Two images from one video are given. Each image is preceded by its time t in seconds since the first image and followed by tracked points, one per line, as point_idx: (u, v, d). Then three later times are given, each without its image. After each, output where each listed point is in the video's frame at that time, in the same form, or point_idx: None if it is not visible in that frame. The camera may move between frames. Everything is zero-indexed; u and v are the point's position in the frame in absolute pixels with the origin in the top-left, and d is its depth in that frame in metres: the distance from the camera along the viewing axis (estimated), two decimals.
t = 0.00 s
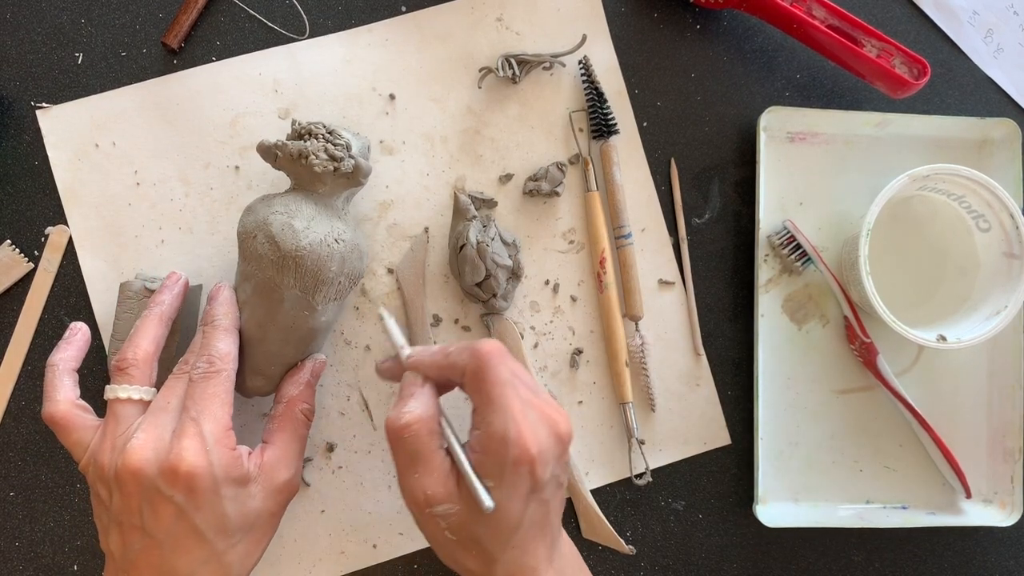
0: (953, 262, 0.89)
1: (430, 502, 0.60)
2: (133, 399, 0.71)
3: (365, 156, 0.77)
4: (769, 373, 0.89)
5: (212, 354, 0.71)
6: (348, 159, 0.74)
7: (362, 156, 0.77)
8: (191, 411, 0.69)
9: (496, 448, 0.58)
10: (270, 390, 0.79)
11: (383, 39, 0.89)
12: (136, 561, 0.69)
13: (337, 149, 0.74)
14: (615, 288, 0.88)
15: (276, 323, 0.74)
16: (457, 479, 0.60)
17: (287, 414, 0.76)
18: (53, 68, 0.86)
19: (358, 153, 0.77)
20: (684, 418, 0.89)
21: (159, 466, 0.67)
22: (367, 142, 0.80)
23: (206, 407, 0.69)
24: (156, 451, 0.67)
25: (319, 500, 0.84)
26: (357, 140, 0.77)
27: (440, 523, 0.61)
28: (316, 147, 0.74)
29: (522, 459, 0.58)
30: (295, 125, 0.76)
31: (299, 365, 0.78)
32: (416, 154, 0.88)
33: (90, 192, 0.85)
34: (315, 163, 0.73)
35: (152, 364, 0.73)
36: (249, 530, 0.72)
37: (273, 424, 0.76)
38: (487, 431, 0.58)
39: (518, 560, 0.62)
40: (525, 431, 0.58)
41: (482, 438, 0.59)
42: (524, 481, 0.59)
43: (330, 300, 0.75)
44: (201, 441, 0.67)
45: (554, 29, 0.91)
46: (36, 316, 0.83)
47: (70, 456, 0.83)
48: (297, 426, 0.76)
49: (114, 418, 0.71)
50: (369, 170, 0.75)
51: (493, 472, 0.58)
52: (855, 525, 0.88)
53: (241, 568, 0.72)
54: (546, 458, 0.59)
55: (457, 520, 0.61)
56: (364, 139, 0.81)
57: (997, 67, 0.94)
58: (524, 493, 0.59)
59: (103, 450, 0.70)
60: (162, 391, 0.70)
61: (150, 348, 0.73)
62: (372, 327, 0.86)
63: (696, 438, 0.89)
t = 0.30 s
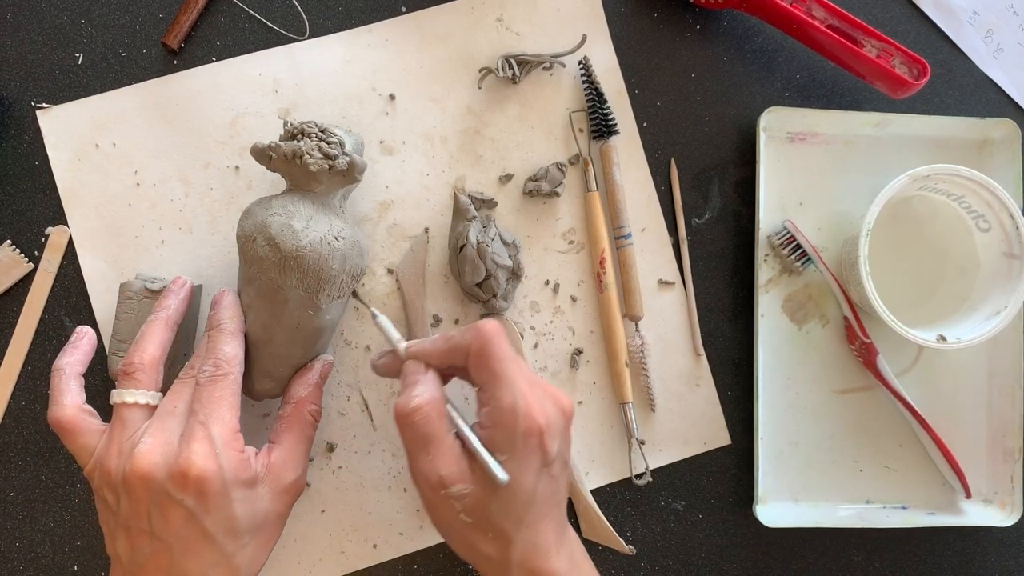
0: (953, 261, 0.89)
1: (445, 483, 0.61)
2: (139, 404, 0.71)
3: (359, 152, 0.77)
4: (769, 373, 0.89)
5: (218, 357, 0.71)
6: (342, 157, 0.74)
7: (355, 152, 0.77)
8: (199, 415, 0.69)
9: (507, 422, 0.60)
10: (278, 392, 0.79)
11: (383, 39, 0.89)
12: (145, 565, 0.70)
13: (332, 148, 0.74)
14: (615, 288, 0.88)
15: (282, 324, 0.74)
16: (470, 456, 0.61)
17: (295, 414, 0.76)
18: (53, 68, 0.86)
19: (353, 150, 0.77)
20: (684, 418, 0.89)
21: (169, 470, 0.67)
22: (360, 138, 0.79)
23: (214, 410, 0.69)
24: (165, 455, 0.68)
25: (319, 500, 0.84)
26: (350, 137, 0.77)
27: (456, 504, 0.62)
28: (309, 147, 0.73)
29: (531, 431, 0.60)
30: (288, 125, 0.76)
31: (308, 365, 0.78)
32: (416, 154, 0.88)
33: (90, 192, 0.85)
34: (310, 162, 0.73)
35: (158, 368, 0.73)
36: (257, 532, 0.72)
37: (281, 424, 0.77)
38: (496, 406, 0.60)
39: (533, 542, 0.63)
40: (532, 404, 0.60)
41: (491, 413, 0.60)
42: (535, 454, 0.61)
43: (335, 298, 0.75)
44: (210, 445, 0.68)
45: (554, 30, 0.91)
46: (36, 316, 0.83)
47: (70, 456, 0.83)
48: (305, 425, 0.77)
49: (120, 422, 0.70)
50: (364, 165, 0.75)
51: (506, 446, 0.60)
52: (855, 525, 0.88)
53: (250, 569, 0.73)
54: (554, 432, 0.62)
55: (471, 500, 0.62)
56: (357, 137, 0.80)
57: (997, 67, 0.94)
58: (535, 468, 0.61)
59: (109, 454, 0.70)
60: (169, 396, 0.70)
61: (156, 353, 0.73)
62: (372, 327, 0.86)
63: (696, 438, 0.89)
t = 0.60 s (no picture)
0: (953, 262, 0.89)
1: (454, 506, 0.62)
2: (140, 405, 0.71)
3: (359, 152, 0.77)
4: (769, 373, 0.89)
5: (219, 358, 0.71)
6: (342, 157, 0.74)
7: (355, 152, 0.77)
8: (202, 415, 0.69)
9: (520, 448, 0.61)
10: (279, 392, 0.79)
11: (383, 39, 0.89)
12: (148, 566, 0.70)
13: (331, 147, 0.74)
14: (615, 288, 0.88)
15: (282, 325, 0.74)
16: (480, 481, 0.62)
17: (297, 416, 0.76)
18: (53, 68, 0.86)
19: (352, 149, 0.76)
20: (684, 418, 0.89)
21: (173, 471, 0.67)
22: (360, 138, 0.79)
23: (217, 411, 0.69)
24: (169, 457, 0.68)
25: (319, 500, 0.84)
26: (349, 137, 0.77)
27: (463, 527, 0.63)
28: (309, 147, 0.73)
29: (543, 457, 0.61)
30: (288, 125, 0.76)
31: (309, 367, 0.78)
32: (416, 154, 0.88)
33: (90, 192, 0.85)
34: (310, 162, 0.73)
35: (159, 368, 0.73)
36: (261, 532, 0.72)
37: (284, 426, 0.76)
38: (510, 432, 0.61)
39: (538, 559, 0.64)
40: (545, 429, 0.62)
41: (504, 439, 0.62)
42: (546, 479, 0.62)
43: (335, 298, 0.75)
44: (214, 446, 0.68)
45: (554, 30, 0.91)
46: (35, 316, 0.83)
47: (69, 456, 0.83)
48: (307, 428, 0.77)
49: (122, 423, 0.70)
50: (364, 165, 0.75)
51: (518, 471, 0.61)
52: (855, 525, 0.88)
53: (252, 570, 0.73)
54: (565, 456, 0.63)
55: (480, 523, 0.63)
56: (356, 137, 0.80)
57: (996, 67, 0.94)
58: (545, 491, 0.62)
59: (111, 455, 0.70)
60: (170, 397, 0.70)
61: (156, 353, 0.73)
62: (372, 326, 0.86)
63: (696, 438, 0.89)
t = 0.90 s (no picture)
0: (953, 262, 0.89)
1: (441, 527, 0.62)
2: (139, 404, 0.71)
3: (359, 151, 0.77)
4: (769, 373, 0.89)
5: (219, 358, 0.71)
6: (342, 157, 0.74)
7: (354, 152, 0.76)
8: (201, 415, 0.69)
9: (507, 472, 0.58)
10: (279, 392, 0.79)
11: (383, 39, 0.89)
12: (146, 566, 0.70)
13: (331, 147, 0.74)
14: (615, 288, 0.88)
15: (282, 324, 0.74)
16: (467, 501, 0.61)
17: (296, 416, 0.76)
18: (53, 68, 0.86)
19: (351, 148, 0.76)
20: (684, 418, 0.89)
21: (171, 471, 0.67)
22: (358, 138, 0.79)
23: (216, 411, 0.69)
24: (167, 456, 0.68)
25: (319, 500, 0.84)
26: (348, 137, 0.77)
27: (452, 546, 0.62)
28: (309, 147, 0.73)
29: (531, 481, 0.59)
30: (288, 125, 0.76)
31: (308, 368, 0.78)
32: (415, 154, 0.88)
33: (90, 192, 0.85)
34: (310, 162, 0.73)
35: (158, 368, 0.73)
36: (259, 531, 0.73)
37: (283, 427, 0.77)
38: (495, 457, 0.59)
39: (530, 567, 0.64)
40: (533, 454, 0.59)
41: (491, 463, 0.59)
42: (534, 500, 0.60)
43: (334, 298, 0.75)
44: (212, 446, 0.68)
45: (554, 30, 0.91)
46: (36, 316, 0.83)
47: (69, 456, 0.83)
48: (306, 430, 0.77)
49: (121, 423, 0.70)
50: (364, 166, 0.75)
51: (504, 496, 0.59)
52: (855, 525, 0.88)
53: (250, 569, 0.73)
54: (554, 476, 0.61)
55: (468, 542, 0.62)
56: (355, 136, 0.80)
57: (996, 67, 0.94)
58: (533, 512, 0.61)
59: (110, 454, 0.70)
60: (169, 397, 0.70)
61: (156, 352, 0.73)
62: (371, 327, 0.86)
63: (696, 438, 0.89)
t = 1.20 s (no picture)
0: (953, 262, 0.89)
1: (432, 516, 0.61)
2: (138, 404, 0.71)
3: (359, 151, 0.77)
4: (769, 373, 0.89)
5: (219, 358, 0.71)
6: (342, 156, 0.74)
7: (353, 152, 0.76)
8: (201, 415, 0.69)
9: (495, 460, 0.59)
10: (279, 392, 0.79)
11: (383, 39, 0.89)
12: (146, 566, 0.70)
13: (331, 147, 0.74)
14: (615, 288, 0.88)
15: (282, 325, 0.74)
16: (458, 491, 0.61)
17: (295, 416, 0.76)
18: (53, 67, 0.86)
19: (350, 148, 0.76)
20: (684, 419, 0.89)
21: (170, 471, 0.67)
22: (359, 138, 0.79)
23: (216, 411, 0.69)
24: (166, 455, 0.68)
25: (319, 500, 0.84)
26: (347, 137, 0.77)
27: (445, 536, 0.62)
28: (309, 147, 0.73)
29: (520, 469, 0.59)
30: (288, 125, 0.76)
31: (308, 368, 0.78)
32: (415, 154, 0.88)
33: (90, 192, 0.85)
34: (310, 162, 0.73)
35: (158, 368, 0.73)
36: (258, 531, 0.73)
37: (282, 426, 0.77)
38: (484, 444, 0.59)
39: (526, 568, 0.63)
40: (521, 442, 0.59)
41: (479, 451, 0.59)
42: (524, 490, 0.60)
43: (334, 298, 0.75)
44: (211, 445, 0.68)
45: (554, 30, 0.91)
46: (36, 316, 0.83)
47: (69, 456, 0.83)
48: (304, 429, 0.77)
49: (121, 422, 0.70)
50: (364, 165, 0.75)
51: (492, 484, 0.59)
52: (855, 525, 0.88)
53: (250, 569, 0.73)
54: (545, 465, 0.60)
55: (459, 534, 0.62)
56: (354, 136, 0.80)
57: (997, 67, 0.94)
58: (523, 502, 0.60)
59: (109, 455, 0.70)
60: (169, 397, 0.70)
61: (156, 352, 0.73)
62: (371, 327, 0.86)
63: (696, 437, 0.89)
